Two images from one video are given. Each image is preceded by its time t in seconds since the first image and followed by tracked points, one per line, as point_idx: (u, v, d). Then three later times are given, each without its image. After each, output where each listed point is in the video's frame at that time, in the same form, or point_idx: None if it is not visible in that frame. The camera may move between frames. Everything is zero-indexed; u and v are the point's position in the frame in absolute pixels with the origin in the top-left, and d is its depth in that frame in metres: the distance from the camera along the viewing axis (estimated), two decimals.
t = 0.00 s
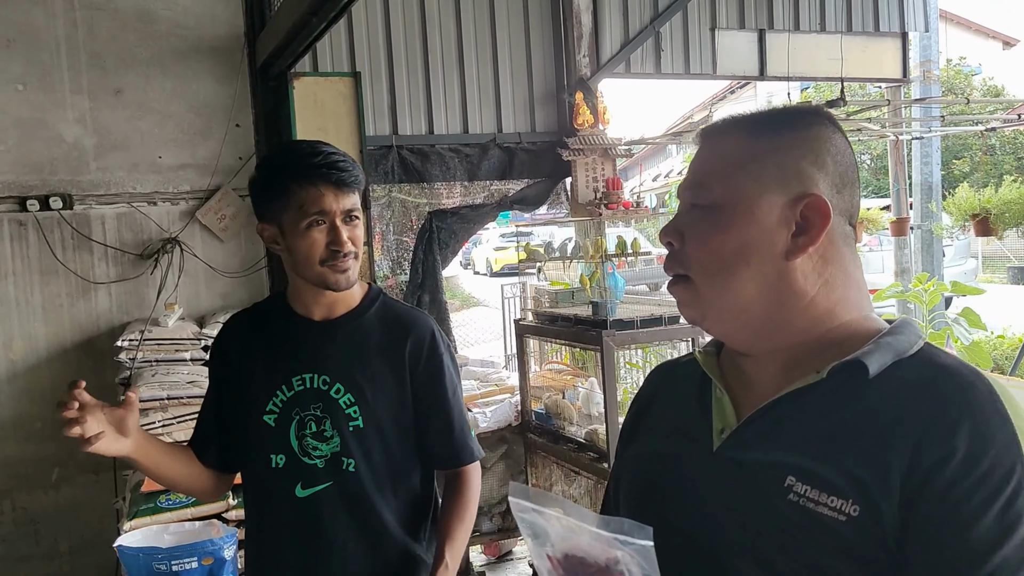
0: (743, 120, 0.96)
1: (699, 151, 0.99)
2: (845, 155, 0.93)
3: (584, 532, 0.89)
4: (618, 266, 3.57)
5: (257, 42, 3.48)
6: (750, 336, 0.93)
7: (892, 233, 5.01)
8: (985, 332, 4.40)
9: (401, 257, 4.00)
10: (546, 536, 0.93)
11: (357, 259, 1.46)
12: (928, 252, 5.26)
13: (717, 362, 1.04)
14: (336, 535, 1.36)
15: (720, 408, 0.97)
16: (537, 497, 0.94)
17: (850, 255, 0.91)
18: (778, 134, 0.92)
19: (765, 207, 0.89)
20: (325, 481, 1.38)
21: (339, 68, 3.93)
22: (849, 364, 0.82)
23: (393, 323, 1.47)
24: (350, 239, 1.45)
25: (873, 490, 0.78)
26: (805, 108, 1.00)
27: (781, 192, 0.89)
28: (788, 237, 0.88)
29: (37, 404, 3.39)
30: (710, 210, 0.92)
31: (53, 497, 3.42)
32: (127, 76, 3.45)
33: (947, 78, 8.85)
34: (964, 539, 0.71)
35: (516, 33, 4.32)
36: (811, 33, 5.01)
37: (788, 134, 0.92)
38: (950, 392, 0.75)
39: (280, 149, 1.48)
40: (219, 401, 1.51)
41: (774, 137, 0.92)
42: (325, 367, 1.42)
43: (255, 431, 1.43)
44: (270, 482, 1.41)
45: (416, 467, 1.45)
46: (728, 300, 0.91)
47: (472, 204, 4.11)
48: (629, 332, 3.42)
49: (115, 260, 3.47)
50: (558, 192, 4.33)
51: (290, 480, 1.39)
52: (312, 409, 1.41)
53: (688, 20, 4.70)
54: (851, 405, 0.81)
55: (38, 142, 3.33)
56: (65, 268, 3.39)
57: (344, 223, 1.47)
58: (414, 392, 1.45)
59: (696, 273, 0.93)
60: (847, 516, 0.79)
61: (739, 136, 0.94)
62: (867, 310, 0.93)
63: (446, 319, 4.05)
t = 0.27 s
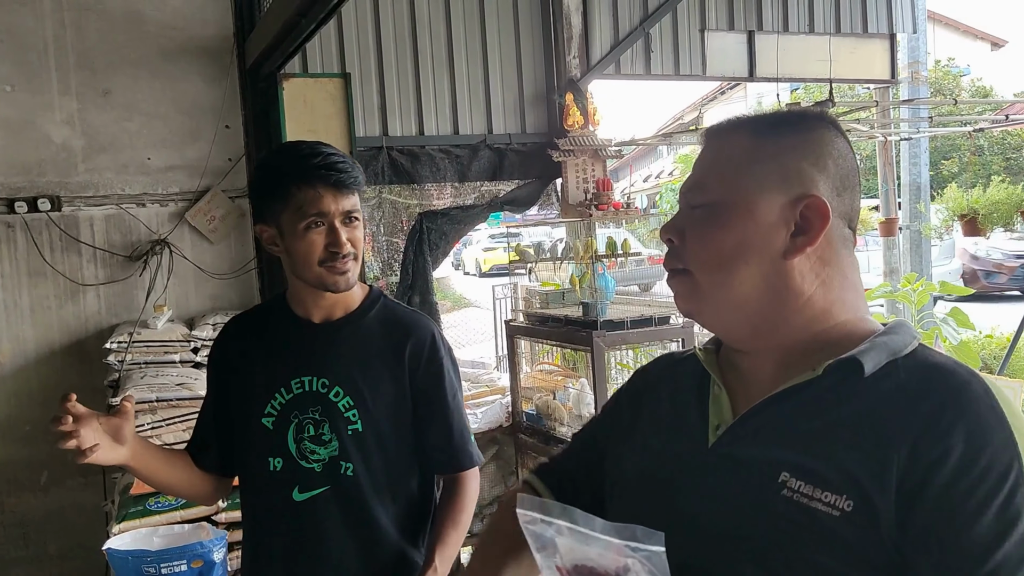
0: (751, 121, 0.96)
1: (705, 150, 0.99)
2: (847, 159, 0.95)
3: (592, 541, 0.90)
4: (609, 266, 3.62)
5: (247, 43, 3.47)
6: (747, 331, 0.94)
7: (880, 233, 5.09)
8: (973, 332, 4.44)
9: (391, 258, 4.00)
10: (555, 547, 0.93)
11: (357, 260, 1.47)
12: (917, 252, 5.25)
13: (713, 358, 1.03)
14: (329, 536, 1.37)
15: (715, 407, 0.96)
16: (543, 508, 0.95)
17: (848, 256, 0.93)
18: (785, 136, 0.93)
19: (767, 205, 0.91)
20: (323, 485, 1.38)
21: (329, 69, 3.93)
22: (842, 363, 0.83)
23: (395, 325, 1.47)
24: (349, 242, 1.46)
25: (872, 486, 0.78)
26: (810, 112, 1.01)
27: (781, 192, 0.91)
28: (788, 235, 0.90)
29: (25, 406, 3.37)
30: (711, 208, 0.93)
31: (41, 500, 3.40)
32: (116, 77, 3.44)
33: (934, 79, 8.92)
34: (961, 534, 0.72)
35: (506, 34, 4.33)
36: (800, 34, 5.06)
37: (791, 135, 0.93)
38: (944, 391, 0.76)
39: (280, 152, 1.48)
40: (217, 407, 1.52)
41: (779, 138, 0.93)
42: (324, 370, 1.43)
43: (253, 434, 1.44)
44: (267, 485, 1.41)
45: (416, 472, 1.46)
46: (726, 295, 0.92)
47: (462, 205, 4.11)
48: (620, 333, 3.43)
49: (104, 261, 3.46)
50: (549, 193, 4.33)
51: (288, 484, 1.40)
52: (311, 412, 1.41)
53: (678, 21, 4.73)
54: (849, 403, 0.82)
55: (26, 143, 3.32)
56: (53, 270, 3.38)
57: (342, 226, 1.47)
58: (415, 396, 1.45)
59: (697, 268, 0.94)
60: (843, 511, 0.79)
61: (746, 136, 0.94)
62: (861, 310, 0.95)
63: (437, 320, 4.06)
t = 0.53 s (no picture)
0: (717, 123, 0.91)
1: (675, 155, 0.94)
2: (819, 151, 0.88)
3: (589, 527, 0.95)
4: (602, 266, 3.68)
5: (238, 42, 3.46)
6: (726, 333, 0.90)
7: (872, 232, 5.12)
8: (964, 330, 4.47)
9: (384, 258, 3.99)
10: (552, 536, 0.97)
11: (354, 258, 1.48)
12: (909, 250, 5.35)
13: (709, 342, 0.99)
14: (321, 534, 1.37)
15: (711, 393, 0.94)
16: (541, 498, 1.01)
17: (827, 250, 0.87)
18: (750, 133, 0.88)
19: (733, 204, 0.85)
20: (320, 486, 1.39)
21: (321, 68, 3.93)
22: (831, 353, 0.81)
23: (392, 325, 1.47)
24: (348, 239, 1.47)
25: (864, 476, 0.77)
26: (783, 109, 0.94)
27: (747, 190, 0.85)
28: (756, 234, 0.84)
29: (16, 407, 3.36)
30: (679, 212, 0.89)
31: (32, 502, 3.39)
32: (107, 77, 3.43)
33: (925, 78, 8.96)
34: (949, 524, 0.71)
35: (498, 33, 4.34)
36: (792, 34, 5.08)
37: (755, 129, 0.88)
38: (930, 380, 0.75)
39: (277, 149, 1.47)
40: (214, 408, 1.52)
41: (743, 136, 0.88)
42: (321, 370, 1.43)
43: (250, 434, 1.44)
44: (264, 485, 1.42)
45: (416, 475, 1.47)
46: (701, 298, 0.88)
47: (456, 205, 4.11)
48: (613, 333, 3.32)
49: (95, 262, 3.45)
50: (542, 193, 4.33)
51: (285, 484, 1.40)
52: (307, 413, 1.42)
53: (671, 21, 4.74)
54: (840, 392, 0.80)
55: (16, 143, 3.31)
56: (44, 270, 3.37)
57: (342, 223, 1.48)
58: (413, 397, 1.45)
59: (670, 273, 0.89)
60: (836, 496, 0.79)
61: (711, 137, 0.89)
62: (843, 308, 0.90)
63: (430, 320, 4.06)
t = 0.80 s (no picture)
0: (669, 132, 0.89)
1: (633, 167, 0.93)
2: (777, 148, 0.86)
3: (572, 525, 0.91)
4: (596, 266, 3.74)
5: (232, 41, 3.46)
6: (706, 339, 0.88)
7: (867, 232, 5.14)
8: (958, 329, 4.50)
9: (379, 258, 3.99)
10: (535, 533, 0.94)
11: (350, 257, 1.48)
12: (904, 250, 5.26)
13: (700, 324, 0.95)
14: (315, 534, 1.37)
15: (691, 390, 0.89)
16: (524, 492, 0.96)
17: (791, 247, 0.85)
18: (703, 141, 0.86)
19: (696, 214, 0.84)
20: (316, 486, 1.39)
21: (316, 68, 3.92)
22: (806, 348, 0.76)
23: (389, 323, 1.48)
24: (343, 238, 1.47)
25: (841, 464, 0.74)
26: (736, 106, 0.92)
27: (709, 198, 0.83)
28: (721, 241, 0.83)
29: (10, 408, 3.36)
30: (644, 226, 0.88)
31: (27, 503, 3.39)
32: (100, 76, 3.42)
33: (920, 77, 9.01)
34: (925, 513, 0.70)
35: (494, 33, 4.34)
36: (787, 33, 5.10)
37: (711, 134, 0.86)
38: (900, 370, 0.73)
39: (276, 148, 1.48)
40: (213, 407, 1.52)
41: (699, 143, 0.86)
42: (317, 370, 1.43)
43: (248, 434, 1.45)
44: (260, 485, 1.42)
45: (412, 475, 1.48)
46: (676, 308, 0.87)
47: (451, 205, 4.12)
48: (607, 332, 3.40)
49: (89, 262, 3.44)
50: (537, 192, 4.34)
51: (281, 484, 1.40)
52: (303, 412, 1.42)
53: (666, 21, 4.75)
54: (815, 382, 0.76)
55: (10, 143, 3.30)
56: (38, 271, 3.36)
57: (337, 222, 1.48)
58: (408, 396, 1.46)
59: (646, 284, 0.90)
60: (816, 485, 0.75)
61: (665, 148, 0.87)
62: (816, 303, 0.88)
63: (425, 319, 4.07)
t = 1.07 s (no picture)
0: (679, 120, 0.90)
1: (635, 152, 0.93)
2: (782, 157, 0.90)
3: (566, 518, 0.91)
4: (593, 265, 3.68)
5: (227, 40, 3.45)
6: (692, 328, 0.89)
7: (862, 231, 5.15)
8: (953, 328, 4.51)
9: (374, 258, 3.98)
10: (527, 526, 0.94)
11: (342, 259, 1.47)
12: (898, 249, 5.30)
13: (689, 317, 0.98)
14: (308, 535, 1.37)
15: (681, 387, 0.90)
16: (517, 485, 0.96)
17: (783, 249, 0.88)
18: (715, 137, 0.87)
19: (700, 204, 0.84)
20: (312, 486, 1.39)
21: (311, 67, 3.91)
22: (792, 349, 0.78)
23: (384, 324, 1.47)
24: (335, 240, 1.47)
25: (825, 464, 0.75)
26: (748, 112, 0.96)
27: (712, 193, 0.84)
28: (719, 236, 0.84)
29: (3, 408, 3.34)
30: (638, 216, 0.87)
31: (20, 503, 3.37)
32: (94, 75, 3.41)
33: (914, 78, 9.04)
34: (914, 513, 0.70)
35: (489, 32, 4.33)
36: (782, 33, 5.11)
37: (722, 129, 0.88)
38: (888, 371, 0.74)
39: (268, 149, 1.48)
40: (208, 407, 1.52)
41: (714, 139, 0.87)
42: (313, 369, 1.43)
43: (244, 434, 1.44)
44: (256, 485, 1.42)
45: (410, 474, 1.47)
46: (665, 297, 0.86)
47: (446, 204, 4.11)
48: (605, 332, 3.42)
49: (83, 262, 3.43)
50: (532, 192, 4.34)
51: (278, 485, 1.40)
52: (299, 412, 1.42)
53: (661, 21, 4.75)
54: (800, 381, 0.78)
55: (3, 142, 3.28)
56: (32, 270, 3.35)
57: (328, 224, 1.48)
58: (404, 397, 1.45)
59: (633, 272, 0.87)
60: (801, 487, 0.76)
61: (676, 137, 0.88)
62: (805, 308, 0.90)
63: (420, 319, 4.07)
